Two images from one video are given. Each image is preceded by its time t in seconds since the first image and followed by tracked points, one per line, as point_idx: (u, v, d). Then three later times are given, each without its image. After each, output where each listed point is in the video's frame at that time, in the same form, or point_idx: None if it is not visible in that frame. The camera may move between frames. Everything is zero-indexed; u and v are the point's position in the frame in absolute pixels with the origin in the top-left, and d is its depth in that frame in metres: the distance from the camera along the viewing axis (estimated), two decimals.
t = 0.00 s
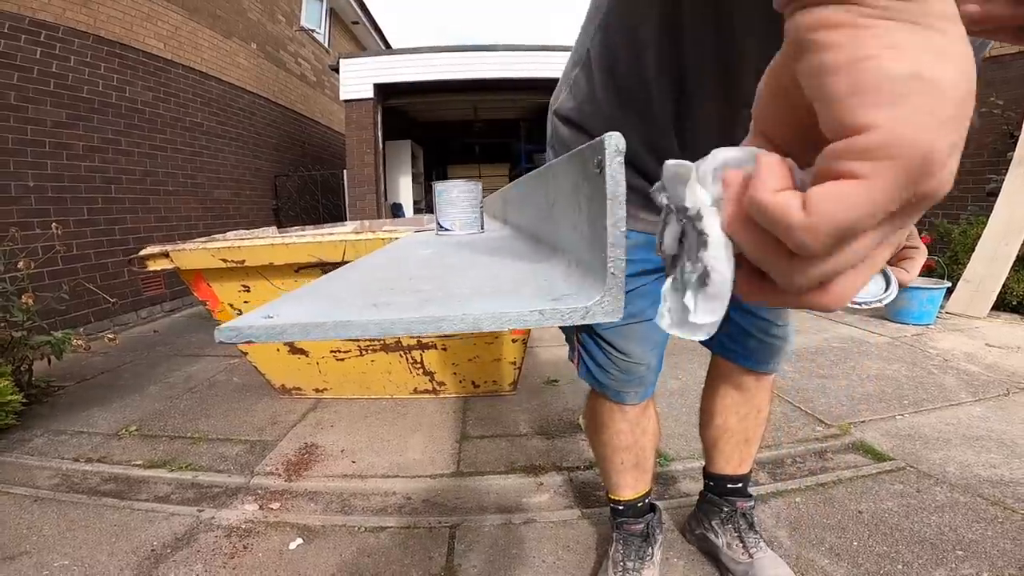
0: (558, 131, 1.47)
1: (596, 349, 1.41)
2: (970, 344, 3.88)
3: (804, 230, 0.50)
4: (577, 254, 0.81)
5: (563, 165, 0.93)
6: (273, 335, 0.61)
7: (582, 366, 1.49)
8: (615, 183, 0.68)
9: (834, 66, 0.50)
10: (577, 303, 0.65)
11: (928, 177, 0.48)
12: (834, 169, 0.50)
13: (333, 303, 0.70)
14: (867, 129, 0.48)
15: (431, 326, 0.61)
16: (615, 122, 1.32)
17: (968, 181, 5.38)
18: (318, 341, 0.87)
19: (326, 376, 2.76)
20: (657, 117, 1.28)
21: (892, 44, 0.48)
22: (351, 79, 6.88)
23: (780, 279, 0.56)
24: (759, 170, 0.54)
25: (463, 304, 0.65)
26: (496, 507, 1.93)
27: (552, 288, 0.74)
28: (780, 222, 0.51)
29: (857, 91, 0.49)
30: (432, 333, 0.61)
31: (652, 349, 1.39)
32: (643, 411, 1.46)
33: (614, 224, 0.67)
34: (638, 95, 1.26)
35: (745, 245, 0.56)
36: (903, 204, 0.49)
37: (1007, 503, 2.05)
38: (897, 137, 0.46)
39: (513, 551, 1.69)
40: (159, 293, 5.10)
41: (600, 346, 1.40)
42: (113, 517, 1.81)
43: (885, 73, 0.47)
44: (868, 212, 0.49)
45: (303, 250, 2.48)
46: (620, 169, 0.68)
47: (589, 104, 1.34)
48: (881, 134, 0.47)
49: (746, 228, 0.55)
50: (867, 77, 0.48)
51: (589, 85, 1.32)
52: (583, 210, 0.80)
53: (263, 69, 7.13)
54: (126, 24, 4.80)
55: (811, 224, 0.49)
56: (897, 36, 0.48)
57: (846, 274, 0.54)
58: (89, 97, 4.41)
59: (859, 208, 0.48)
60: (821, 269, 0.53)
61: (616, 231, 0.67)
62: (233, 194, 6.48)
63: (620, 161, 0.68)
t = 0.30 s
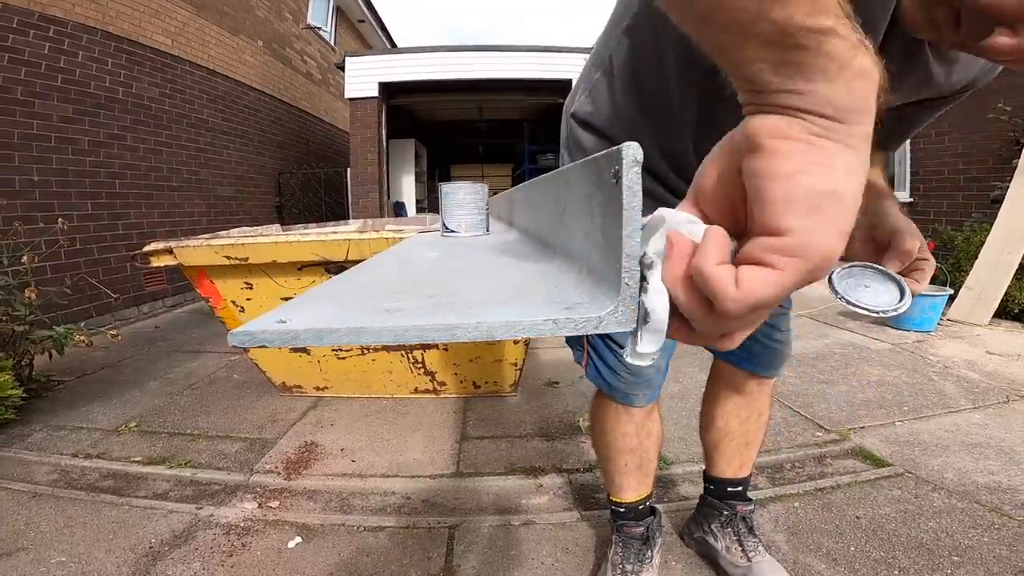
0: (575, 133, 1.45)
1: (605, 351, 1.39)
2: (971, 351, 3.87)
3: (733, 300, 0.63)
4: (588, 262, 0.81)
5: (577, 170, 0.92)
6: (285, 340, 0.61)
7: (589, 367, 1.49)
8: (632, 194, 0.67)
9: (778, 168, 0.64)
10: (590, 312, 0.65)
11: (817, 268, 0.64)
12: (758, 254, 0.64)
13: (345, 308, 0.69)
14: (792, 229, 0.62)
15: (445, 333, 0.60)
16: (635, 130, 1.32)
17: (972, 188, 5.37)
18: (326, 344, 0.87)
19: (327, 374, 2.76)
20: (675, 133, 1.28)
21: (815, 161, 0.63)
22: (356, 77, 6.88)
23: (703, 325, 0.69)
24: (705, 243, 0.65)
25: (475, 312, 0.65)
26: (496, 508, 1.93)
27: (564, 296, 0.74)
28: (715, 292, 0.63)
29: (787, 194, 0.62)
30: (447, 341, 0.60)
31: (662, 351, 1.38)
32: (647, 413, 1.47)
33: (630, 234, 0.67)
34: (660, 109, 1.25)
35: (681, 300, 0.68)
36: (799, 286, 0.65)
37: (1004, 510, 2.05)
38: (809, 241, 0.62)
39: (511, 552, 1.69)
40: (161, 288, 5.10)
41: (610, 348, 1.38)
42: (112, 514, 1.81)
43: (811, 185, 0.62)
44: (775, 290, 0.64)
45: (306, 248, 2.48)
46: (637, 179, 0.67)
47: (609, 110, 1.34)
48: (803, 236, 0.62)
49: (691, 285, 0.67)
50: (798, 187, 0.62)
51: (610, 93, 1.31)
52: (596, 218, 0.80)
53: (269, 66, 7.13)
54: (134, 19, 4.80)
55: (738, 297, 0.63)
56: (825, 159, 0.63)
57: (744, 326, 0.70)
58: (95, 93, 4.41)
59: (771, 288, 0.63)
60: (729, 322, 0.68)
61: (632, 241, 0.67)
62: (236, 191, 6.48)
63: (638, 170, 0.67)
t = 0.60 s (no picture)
0: (580, 131, 1.43)
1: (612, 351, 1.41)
2: (974, 349, 3.86)
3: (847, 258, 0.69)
4: (589, 260, 0.81)
5: (577, 168, 0.92)
6: (284, 340, 0.60)
7: (593, 367, 1.49)
8: (632, 192, 0.68)
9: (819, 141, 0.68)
10: (591, 311, 0.65)
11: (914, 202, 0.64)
12: (848, 216, 0.67)
13: (344, 308, 0.69)
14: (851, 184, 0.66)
15: (446, 332, 0.60)
16: (638, 127, 1.29)
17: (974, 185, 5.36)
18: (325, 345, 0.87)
19: (328, 375, 2.76)
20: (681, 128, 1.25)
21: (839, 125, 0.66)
22: (356, 78, 6.89)
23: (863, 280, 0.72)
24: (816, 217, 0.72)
25: (476, 310, 0.65)
26: (498, 508, 1.93)
27: (565, 294, 0.74)
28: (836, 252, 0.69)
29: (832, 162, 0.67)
30: (447, 339, 0.60)
31: (668, 350, 1.41)
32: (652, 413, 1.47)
33: (631, 232, 0.68)
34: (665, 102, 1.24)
35: (830, 274, 0.73)
36: (918, 224, 0.65)
37: (1009, 508, 2.04)
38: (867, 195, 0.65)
39: (513, 552, 1.69)
40: (163, 290, 5.11)
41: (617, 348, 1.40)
42: (114, 516, 1.81)
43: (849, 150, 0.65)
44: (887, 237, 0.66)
45: (307, 250, 2.48)
46: (637, 175, 0.68)
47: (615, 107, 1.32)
48: (871, 190, 0.64)
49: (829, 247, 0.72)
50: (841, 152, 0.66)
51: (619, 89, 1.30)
52: (596, 217, 0.80)
53: (269, 68, 7.14)
54: (133, 22, 4.81)
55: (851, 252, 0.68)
56: (851, 119, 0.65)
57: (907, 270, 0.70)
58: (95, 95, 4.42)
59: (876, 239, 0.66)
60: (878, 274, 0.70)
61: (633, 238, 0.68)
62: (237, 193, 6.49)
63: (638, 166, 0.68)
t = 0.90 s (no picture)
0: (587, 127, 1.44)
1: (618, 348, 1.42)
2: (978, 346, 3.85)
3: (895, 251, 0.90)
4: (590, 255, 0.80)
5: (578, 162, 0.92)
6: (280, 336, 0.60)
7: (597, 364, 1.49)
8: (634, 183, 0.67)
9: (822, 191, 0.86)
10: (592, 307, 0.64)
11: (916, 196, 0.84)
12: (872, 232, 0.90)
13: (341, 304, 0.69)
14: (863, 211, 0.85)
15: (443, 329, 0.60)
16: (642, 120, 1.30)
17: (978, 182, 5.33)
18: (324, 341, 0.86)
19: (330, 373, 2.77)
20: (686, 123, 1.26)
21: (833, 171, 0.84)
22: (357, 76, 6.88)
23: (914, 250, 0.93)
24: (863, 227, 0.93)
25: (475, 306, 0.65)
26: (499, 506, 1.92)
27: (566, 289, 0.73)
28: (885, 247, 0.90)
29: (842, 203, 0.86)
30: (445, 336, 0.60)
31: (675, 347, 1.43)
32: (658, 412, 1.48)
33: (634, 225, 0.67)
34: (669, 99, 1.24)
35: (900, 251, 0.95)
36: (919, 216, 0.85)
37: (1013, 506, 2.03)
38: (880, 214, 0.84)
39: (515, 551, 1.69)
40: (165, 289, 5.12)
41: (624, 345, 1.41)
42: (116, 514, 1.81)
43: (847, 188, 0.84)
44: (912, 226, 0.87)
45: (308, 247, 2.48)
46: (639, 168, 0.67)
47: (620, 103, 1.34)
48: (871, 219, 0.86)
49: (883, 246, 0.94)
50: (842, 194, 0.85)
51: (624, 85, 1.32)
52: (598, 210, 0.80)
53: (270, 66, 7.14)
54: (133, 20, 4.82)
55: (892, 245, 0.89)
56: (839, 163, 0.84)
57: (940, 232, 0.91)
58: (96, 94, 4.42)
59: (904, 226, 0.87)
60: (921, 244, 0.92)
61: (635, 232, 0.67)
62: (238, 191, 6.50)
63: (640, 159, 0.67)
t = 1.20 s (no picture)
0: (590, 125, 1.44)
1: (621, 344, 1.41)
2: (983, 343, 3.82)
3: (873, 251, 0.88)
4: (591, 249, 0.79)
5: (578, 155, 0.91)
6: (272, 333, 0.60)
7: (601, 360, 1.49)
8: (635, 176, 0.66)
9: (808, 185, 0.88)
10: (593, 302, 0.63)
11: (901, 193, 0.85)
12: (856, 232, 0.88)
13: (336, 300, 0.69)
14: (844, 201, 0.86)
15: (439, 326, 0.59)
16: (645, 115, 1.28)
17: (983, 178, 5.30)
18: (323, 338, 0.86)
19: (332, 372, 2.77)
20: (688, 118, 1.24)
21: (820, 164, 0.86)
22: (357, 75, 6.88)
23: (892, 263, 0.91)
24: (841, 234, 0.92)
25: (472, 302, 0.64)
26: (502, 506, 1.92)
27: (567, 284, 0.72)
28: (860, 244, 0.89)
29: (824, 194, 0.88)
30: (441, 332, 0.59)
31: (678, 343, 1.42)
32: (661, 408, 1.47)
33: (635, 218, 0.66)
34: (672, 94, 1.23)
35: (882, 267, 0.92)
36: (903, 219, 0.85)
37: (1019, 504, 2.02)
38: (861, 203, 0.85)
39: (517, 550, 1.68)
40: (168, 289, 5.13)
41: (626, 341, 1.40)
42: (119, 514, 1.81)
43: (833, 180, 0.86)
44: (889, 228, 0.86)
45: (309, 246, 2.48)
46: (639, 160, 0.66)
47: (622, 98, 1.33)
48: (858, 212, 0.85)
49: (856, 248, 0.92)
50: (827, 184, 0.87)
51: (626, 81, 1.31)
52: (598, 203, 0.79)
53: (270, 66, 7.15)
54: (133, 21, 4.83)
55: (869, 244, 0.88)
56: (828, 155, 0.86)
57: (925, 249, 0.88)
58: (97, 95, 4.43)
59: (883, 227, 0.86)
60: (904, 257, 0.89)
61: (636, 225, 0.66)
62: (240, 191, 6.51)
63: (640, 150, 0.66)
